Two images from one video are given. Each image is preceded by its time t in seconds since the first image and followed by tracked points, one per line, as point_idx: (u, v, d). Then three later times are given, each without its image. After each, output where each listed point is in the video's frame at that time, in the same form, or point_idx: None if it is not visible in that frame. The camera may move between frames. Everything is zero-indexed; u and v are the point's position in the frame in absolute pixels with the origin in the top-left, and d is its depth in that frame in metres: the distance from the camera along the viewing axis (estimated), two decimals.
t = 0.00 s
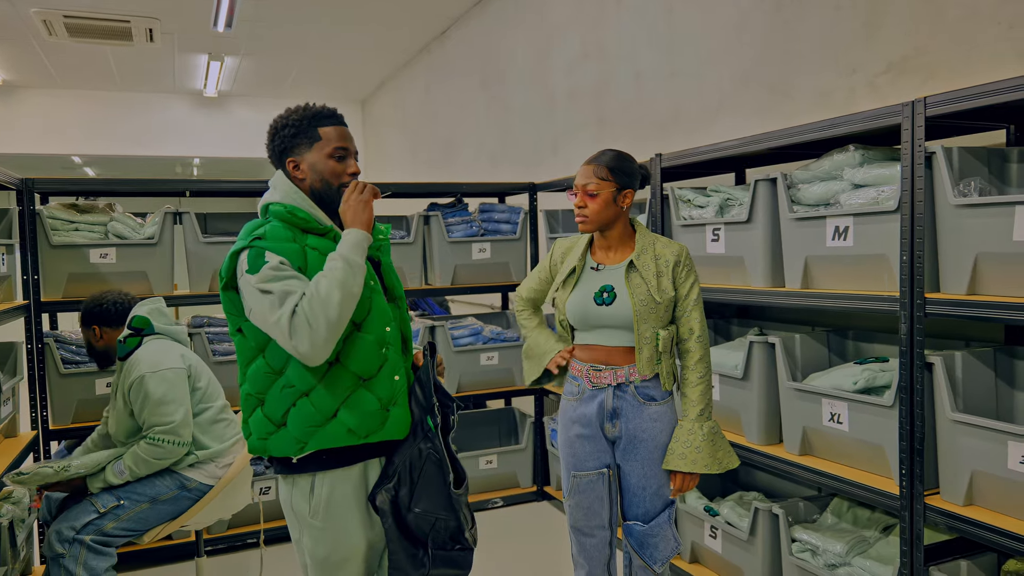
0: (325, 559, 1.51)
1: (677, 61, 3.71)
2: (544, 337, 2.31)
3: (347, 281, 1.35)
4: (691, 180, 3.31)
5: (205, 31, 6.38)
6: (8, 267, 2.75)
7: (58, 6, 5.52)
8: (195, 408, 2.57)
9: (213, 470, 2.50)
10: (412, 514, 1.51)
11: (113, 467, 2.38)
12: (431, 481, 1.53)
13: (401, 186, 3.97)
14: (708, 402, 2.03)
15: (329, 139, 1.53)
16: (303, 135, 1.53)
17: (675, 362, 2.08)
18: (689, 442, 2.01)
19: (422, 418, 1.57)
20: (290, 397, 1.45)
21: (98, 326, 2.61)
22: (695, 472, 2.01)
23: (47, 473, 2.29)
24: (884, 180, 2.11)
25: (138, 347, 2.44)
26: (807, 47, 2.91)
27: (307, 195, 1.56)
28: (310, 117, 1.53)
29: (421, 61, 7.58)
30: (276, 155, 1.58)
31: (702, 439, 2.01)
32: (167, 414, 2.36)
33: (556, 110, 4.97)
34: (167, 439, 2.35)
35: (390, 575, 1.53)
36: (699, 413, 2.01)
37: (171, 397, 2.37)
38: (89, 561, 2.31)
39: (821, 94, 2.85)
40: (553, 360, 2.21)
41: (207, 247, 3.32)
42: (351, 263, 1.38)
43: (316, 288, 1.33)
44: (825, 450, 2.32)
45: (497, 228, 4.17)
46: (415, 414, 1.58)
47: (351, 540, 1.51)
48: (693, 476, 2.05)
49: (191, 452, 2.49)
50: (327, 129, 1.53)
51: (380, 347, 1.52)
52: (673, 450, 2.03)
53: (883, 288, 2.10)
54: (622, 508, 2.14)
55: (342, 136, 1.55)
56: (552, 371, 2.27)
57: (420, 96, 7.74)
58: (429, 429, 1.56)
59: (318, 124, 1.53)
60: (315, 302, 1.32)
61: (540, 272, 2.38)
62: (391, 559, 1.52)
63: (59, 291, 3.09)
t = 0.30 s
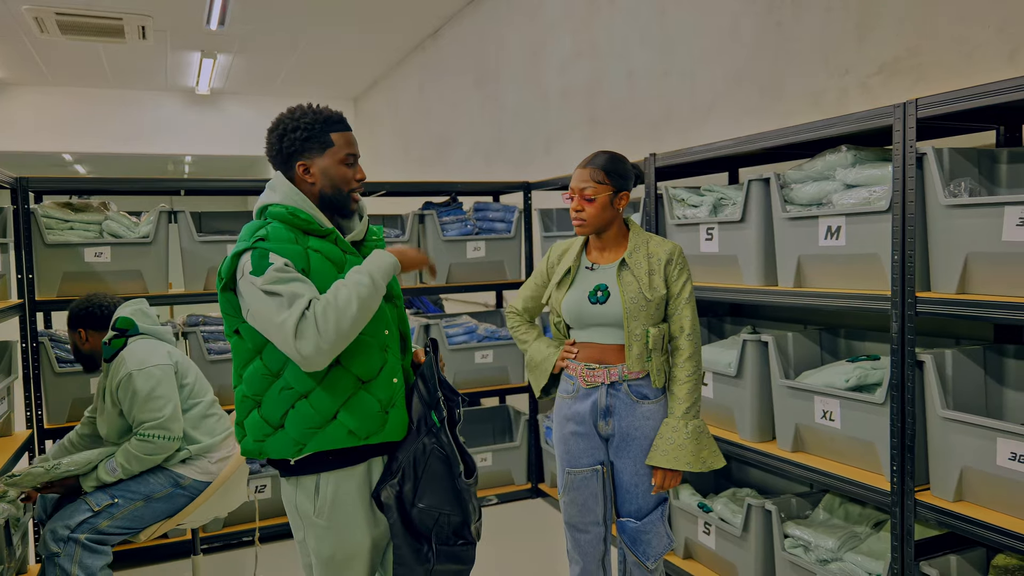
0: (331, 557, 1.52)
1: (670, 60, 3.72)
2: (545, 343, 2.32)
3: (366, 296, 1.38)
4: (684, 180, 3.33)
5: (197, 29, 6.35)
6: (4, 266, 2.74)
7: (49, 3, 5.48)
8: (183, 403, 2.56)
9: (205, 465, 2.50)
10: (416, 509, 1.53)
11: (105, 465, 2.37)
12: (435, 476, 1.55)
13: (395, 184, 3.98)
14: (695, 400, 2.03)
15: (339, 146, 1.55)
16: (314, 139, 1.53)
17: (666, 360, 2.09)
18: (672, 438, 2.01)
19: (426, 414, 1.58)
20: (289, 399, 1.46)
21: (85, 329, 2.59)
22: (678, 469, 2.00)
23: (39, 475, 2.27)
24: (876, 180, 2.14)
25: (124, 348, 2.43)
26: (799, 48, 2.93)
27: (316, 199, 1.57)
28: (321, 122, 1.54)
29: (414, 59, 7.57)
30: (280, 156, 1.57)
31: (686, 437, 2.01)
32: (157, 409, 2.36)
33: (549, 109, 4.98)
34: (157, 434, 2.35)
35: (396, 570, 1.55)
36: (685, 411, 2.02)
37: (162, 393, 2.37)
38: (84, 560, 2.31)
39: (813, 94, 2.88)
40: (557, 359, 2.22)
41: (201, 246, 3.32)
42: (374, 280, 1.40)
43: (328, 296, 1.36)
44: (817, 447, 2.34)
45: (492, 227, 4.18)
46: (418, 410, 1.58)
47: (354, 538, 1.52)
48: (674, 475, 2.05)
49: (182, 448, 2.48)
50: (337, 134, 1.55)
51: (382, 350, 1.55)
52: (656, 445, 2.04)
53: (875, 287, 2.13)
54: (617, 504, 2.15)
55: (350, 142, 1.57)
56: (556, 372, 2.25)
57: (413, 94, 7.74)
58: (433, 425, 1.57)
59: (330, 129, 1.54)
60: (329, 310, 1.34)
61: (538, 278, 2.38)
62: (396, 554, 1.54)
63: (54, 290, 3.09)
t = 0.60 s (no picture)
0: (336, 552, 1.54)
1: (665, 60, 3.75)
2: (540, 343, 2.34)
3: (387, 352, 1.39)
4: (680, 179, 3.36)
5: (192, 27, 6.35)
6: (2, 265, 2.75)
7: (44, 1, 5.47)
8: (182, 403, 2.57)
9: (205, 463, 2.52)
10: (418, 502, 1.55)
11: (105, 464, 2.39)
12: (438, 470, 1.56)
13: (392, 184, 3.99)
14: (690, 399, 2.06)
15: (351, 141, 1.59)
16: (328, 135, 1.56)
17: (660, 358, 2.11)
18: (668, 436, 2.04)
19: (430, 409, 1.59)
20: (298, 400, 1.47)
21: (80, 329, 2.58)
22: (673, 468, 2.04)
23: (38, 472, 2.29)
24: (869, 181, 2.17)
25: (121, 347, 2.45)
26: (793, 49, 2.96)
27: (330, 194, 1.59)
28: (333, 118, 1.57)
29: (409, 57, 7.58)
30: (292, 154, 1.57)
31: (682, 435, 2.04)
32: (155, 409, 2.38)
33: (544, 108, 5.00)
34: (156, 433, 2.36)
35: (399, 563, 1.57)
36: (681, 409, 2.04)
37: (161, 392, 2.39)
38: (84, 558, 2.32)
39: (807, 95, 2.91)
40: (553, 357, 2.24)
41: (198, 245, 3.33)
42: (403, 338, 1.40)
43: (343, 338, 1.36)
44: (811, 443, 2.37)
45: (488, 226, 4.20)
46: (423, 406, 1.60)
47: (357, 533, 1.54)
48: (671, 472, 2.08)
49: (182, 447, 2.50)
50: (348, 131, 1.59)
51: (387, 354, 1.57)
52: (651, 444, 2.07)
53: (868, 285, 2.15)
54: (613, 500, 2.18)
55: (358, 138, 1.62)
56: (552, 372, 2.28)
57: (408, 93, 7.74)
58: (438, 420, 1.58)
59: (341, 126, 1.57)
60: (345, 355, 1.35)
61: (534, 277, 2.41)
62: (399, 546, 1.56)
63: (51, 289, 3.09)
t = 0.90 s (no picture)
0: (336, 546, 1.55)
1: (662, 59, 3.77)
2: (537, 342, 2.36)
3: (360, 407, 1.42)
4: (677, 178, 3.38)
5: (189, 26, 6.35)
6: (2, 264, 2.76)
7: None
8: (186, 402, 2.59)
9: (207, 463, 2.53)
10: (421, 499, 1.57)
11: (108, 463, 2.40)
12: (441, 467, 1.59)
13: (389, 182, 4.00)
14: (687, 396, 2.08)
15: (372, 149, 1.60)
16: (350, 140, 1.56)
17: (658, 357, 2.13)
18: (665, 433, 2.05)
19: (435, 409, 1.63)
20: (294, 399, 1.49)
21: (84, 328, 2.61)
22: (672, 464, 2.05)
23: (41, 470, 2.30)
24: (864, 180, 2.19)
25: (126, 346, 2.46)
26: (790, 49, 2.98)
27: (340, 197, 1.60)
28: (360, 125, 1.57)
29: (406, 55, 7.58)
30: (310, 152, 1.57)
31: (679, 433, 2.05)
32: (159, 411, 2.38)
33: (541, 107, 5.01)
34: (160, 434, 2.37)
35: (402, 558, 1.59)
36: (677, 407, 2.06)
37: (166, 393, 2.39)
38: (86, 555, 2.33)
39: (803, 94, 2.93)
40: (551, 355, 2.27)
41: (198, 244, 3.34)
42: (381, 400, 1.42)
43: (322, 375, 1.40)
44: (806, 440, 2.40)
45: (486, 224, 4.22)
46: (427, 404, 1.64)
47: (357, 527, 1.56)
48: (666, 468, 2.10)
49: (185, 446, 2.51)
50: (370, 139, 1.59)
51: (382, 360, 1.56)
52: (649, 441, 2.08)
53: (863, 283, 2.18)
54: (610, 496, 2.20)
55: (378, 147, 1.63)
56: (551, 370, 2.30)
57: (405, 91, 7.74)
58: (443, 419, 1.61)
59: (365, 132, 1.58)
60: (318, 395, 1.39)
61: (533, 274, 2.42)
62: (402, 541, 1.57)
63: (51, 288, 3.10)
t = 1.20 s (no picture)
0: (328, 536, 1.57)
1: (658, 58, 3.79)
2: (534, 340, 2.38)
3: (341, 402, 1.43)
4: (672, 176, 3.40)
5: (185, 24, 6.34)
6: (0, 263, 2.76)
7: None
8: (187, 401, 2.61)
9: (208, 460, 2.55)
10: (412, 498, 1.59)
11: (109, 461, 2.42)
12: (432, 466, 1.61)
13: (386, 181, 4.02)
14: (682, 393, 2.10)
15: (371, 148, 1.61)
16: (349, 139, 1.57)
17: (654, 354, 2.15)
18: (660, 429, 2.07)
19: (427, 409, 1.64)
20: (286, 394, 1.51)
21: (88, 325, 2.63)
22: (666, 460, 2.08)
23: (43, 467, 2.31)
24: (858, 178, 2.22)
25: (131, 342, 2.50)
26: (784, 48, 3.00)
27: (339, 195, 1.61)
28: (358, 123, 1.58)
29: (402, 54, 7.59)
30: (309, 151, 1.59)
31: (674, 428, 2.07)
32: (160, 409, 2.40)
33: (538, 106, 5.03)
34: (160, 433, 2.39)
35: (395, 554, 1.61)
36: (673, 402, 2.08)
37: (167, 392, 2.41)
38: (87, 551, 2.35)
39: (798, 93, 2.95)
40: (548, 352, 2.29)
41: (196, 242, 3.35)
42: (362, 396, 1.43)
43: (304, 370, 1.42)
44: (800, 435, 2.43)
45: (483, 222, 4.23)
46: (419, 404, 1.65)
47: (349, 519, 1.57)
48: (661, 463, 2.11)
49: (186, 444, 2.53)
50: (369, 138, 1.60)
51: (374, 359, 1.57)
52: (644, 436, 2.11)
53: (857, 280, 2.20)
54: (606, 492, 2.22)
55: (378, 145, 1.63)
56: (547, 367, 2.32)
57: (401, 90, 7.75)
58: (433, 419, 1.63)
59: (363, 131, 1.59)
60: (300, 390, 1.41)
61: (529, 271, 2.44)
62: (394, 539, 1.60)
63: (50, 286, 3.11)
